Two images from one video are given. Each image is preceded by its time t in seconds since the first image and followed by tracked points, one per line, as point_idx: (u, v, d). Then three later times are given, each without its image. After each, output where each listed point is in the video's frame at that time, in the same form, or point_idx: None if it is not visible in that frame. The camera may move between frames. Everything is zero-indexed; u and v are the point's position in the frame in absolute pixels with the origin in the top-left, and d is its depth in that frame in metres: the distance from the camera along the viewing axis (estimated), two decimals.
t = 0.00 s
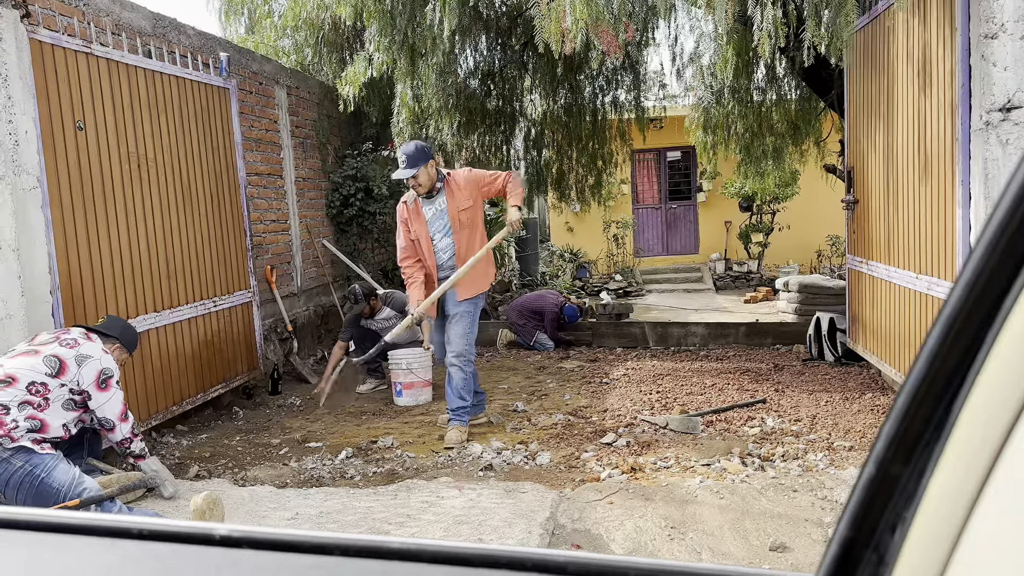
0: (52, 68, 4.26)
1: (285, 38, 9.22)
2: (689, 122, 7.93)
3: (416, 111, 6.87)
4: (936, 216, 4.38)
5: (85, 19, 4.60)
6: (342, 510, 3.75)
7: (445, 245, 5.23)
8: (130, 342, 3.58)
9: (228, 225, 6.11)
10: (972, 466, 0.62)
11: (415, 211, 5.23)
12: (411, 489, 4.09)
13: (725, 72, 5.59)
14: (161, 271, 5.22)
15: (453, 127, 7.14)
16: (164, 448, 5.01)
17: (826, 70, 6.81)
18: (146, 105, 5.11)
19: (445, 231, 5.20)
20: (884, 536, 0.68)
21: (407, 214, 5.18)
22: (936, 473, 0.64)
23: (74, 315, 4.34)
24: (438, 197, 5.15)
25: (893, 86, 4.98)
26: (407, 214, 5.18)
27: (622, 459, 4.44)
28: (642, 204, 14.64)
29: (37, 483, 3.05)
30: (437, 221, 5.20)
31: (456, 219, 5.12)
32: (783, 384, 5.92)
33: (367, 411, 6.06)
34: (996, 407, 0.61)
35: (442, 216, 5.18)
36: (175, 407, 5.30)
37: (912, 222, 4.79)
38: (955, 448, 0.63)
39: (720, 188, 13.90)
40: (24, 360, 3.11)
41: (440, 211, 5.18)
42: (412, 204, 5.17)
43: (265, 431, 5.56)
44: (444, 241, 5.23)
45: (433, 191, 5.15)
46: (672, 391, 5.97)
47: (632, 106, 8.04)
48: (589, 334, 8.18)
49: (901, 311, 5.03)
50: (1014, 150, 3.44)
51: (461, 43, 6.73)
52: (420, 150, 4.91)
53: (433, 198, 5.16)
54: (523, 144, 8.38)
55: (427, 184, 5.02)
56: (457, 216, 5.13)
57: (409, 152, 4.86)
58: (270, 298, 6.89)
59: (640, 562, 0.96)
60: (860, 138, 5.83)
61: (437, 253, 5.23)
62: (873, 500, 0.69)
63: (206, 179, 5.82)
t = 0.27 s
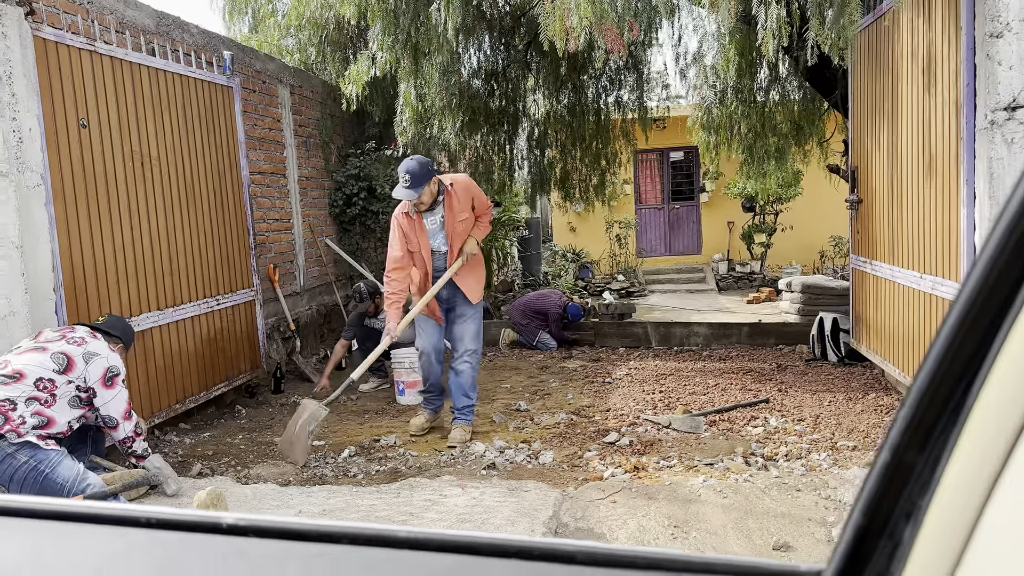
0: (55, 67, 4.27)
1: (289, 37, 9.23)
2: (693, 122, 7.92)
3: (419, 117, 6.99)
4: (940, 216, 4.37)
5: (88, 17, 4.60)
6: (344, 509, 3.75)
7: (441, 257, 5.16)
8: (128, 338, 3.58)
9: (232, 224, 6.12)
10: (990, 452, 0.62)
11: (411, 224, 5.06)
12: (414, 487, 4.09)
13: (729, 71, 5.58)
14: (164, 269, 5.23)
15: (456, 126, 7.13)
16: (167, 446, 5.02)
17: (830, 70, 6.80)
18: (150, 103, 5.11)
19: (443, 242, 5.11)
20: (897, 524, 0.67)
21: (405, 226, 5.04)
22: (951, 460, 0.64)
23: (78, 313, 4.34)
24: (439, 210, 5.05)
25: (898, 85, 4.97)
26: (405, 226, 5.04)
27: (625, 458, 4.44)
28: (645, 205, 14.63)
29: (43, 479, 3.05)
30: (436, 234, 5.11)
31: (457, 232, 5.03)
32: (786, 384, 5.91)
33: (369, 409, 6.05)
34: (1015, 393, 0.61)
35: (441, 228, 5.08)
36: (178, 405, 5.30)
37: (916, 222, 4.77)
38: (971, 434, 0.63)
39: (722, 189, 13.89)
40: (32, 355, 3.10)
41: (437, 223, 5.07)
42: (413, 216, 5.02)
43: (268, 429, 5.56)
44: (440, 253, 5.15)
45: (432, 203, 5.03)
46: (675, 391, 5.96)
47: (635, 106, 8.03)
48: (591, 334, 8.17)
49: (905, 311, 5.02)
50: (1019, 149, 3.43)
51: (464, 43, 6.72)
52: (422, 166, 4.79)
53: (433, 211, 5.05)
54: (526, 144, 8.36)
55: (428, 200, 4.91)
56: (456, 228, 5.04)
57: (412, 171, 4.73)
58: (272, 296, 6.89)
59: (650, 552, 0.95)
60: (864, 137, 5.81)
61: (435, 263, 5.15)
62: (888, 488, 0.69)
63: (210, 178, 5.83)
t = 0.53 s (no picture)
0: (59, 69, 4.28)
1: (292, 39, 9.24)
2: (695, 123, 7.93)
3: (421, 119, 7.04)
4: (942, 217, 4.36)
5: (91, 19, 4.62)
6: (347, 510, 3.75)
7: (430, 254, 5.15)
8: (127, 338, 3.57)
9: (234, 225, 6.13)
10: (994, 451, 0.62)
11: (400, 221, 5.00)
12: (416, 489, 4.09)
13: (731, 73, 5.58)
14: (167, 270, 5.24)
15: (458, 128, 7.14)
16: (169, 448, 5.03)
17: (832, 72, 6.80)
18: (152, 105, 5.12)
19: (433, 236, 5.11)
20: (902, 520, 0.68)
21: (397, 224, 4.97)
22: (955, 458, 0.64)
23: (81, 314, 4.36)
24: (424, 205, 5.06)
25: (899, 86, 4.97)
26: (397, 225, 4.97)
27: (627, 460, 4.44)
28: (647, 206, 14.63)
29: (45, 481, 3.06)
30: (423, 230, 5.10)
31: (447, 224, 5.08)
32: (788, 385, 5.91)
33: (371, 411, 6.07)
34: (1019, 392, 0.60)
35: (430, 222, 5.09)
36: (180, 406, 5.31)
37: (918, 224, 4.77)
38: (976, 433, 0.63)
39: (725, 190, 13.89)
40: (34, 357, 3.11)
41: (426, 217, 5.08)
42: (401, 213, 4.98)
43: (270, 431, 5.57)
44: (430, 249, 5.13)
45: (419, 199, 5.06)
46: (677, 392, 5.96)
47: (637, 108, 8.04)
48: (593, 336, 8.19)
49: (907, 313, 5.02)
50: (1021, 151, 3.42)
51: (467, 45, 6.73)
52: (409, 160, 4.83)
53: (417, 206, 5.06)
54: (528, 145, 8.37)
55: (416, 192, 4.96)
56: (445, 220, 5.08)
57: (403, 166, 4.75)
58: (275, 298, 6.90)
59: (653, 555, 0.96)
60: (866, 139, 5.81)
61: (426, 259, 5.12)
62: (892, 483, 0.69)
63: (212, 179, 5.83)
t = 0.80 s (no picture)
0: (61, 73, 4.29)
1: (293, 43, 9.25)
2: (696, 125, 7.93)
3: (423, 121, 7.07)
4: (943, 220, 4.36)
5: (94, 23, 4.63)
6: (348, 513, 3.76)
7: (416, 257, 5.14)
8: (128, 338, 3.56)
9: (236, 229, 6.14)
10: (981, 465, 0.62)
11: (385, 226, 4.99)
12: (418, 492, 4.10)
13: (732, 75, 5.58)
14: (169, 274, 5.25)
15: (460, 131, 7.15)
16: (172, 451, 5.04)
17: (833, 74, 6.80)
18: (154, 110, 5.13)
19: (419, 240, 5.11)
20: (892, 535, 0.68)
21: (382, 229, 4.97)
22: (943, 472, 0.65)
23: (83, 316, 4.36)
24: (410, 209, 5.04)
25: (900, 89, 4.97)
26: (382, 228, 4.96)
27: (629, 463, 4.44)
28: (649, 208, 14.63)
29: (46, 486, 3.07)
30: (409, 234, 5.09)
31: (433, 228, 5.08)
32: (790, 388, 5.91)
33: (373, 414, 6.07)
34: (1004, 406, 0.61)
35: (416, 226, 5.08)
36: (183, 410, 5.32)
37: (919, 226, 4.77)
38: (963, 447, 0.63)
39: (726, 192, 13.89)
40: (27, 360, 3.10)
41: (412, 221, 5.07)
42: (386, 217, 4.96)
43: (272, 434, 5.58)
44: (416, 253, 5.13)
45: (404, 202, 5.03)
46: (679, 395, 5.96)
47: (638, 110, 8.05)
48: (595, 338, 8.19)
49: (909, 315, 5.01)
50: (1022, 153, 3.42)
51: (468, 48, 6.73)
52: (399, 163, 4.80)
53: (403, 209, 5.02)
54: (530, 148, 8.38)
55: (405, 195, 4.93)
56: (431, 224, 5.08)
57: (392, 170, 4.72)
58: (277, 301, 6.90)
59: (648, 563, 0.97)
60: (867, 141, 5.81)
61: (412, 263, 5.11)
62: (883, 498, 0.70)
63: (214, 183, 5.85)
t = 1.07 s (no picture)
0: (63, 78, 4.30)
1: (295, 47, 9.27)
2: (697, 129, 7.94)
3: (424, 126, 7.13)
4: (944, 224, 4.36)
5: (96, 29, 4.64)
6: (350, 518, 3.76)
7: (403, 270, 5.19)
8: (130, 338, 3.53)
9: (237, 234, 6.15)
10: (977, 470, 0.62)
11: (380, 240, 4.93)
12: (419, 497, 4.09)
13: (733, 79, 5.58)
14: (170, 280, 5.25)
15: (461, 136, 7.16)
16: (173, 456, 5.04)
17: (833, 77, 6.81)
18: (155, 115, 5.14)
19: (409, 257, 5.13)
20: (889, 541, 0.69)
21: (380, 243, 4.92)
22: (940, 478, 0.65)
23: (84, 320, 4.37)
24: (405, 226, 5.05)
25: (901, 91, 4.97)
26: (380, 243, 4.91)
27: (630, 467, 4.44)
28: (649, 212, 14.64)
29: (46, 494, 3.08)
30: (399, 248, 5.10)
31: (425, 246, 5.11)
32: (791, 391, 5.91)
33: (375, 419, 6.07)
34: (999, 411, 0.61)
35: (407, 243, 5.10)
36: (184, 415, 5.32)
37: (921, 230, 4.77)
38: (958, 451, 0.64)
39: (727, 196, 13.90)
40: (14, 367, 3.05)
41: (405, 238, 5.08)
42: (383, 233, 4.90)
43: (274, 438, 5.58)
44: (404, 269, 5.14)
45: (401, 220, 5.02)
46: (680, 399, 5.96)
47: (638, 114, 8.05)
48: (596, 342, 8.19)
49: (910, 319, 5.01)
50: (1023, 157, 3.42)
51: (469, 53, 6.75)
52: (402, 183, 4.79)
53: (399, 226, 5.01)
54: (531, 152, 8.40)
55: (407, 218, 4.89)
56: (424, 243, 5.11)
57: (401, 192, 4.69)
58: (278, 305, 6.91)
59: (648, 569, 0.97)
60: (868, 144, 5.81)
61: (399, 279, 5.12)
62: (882, 505, 0.70)
63: (216, 188, 5.86)
